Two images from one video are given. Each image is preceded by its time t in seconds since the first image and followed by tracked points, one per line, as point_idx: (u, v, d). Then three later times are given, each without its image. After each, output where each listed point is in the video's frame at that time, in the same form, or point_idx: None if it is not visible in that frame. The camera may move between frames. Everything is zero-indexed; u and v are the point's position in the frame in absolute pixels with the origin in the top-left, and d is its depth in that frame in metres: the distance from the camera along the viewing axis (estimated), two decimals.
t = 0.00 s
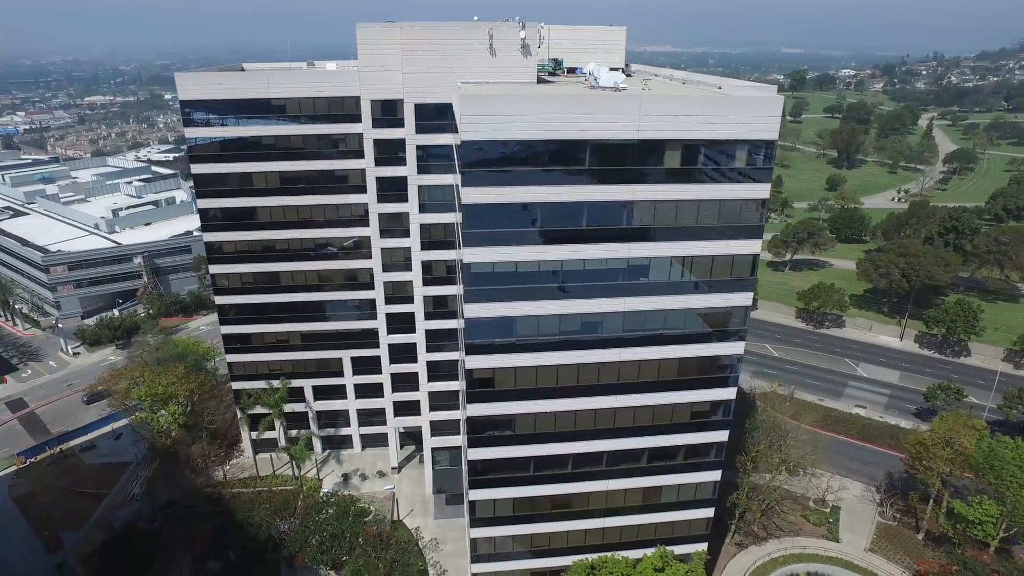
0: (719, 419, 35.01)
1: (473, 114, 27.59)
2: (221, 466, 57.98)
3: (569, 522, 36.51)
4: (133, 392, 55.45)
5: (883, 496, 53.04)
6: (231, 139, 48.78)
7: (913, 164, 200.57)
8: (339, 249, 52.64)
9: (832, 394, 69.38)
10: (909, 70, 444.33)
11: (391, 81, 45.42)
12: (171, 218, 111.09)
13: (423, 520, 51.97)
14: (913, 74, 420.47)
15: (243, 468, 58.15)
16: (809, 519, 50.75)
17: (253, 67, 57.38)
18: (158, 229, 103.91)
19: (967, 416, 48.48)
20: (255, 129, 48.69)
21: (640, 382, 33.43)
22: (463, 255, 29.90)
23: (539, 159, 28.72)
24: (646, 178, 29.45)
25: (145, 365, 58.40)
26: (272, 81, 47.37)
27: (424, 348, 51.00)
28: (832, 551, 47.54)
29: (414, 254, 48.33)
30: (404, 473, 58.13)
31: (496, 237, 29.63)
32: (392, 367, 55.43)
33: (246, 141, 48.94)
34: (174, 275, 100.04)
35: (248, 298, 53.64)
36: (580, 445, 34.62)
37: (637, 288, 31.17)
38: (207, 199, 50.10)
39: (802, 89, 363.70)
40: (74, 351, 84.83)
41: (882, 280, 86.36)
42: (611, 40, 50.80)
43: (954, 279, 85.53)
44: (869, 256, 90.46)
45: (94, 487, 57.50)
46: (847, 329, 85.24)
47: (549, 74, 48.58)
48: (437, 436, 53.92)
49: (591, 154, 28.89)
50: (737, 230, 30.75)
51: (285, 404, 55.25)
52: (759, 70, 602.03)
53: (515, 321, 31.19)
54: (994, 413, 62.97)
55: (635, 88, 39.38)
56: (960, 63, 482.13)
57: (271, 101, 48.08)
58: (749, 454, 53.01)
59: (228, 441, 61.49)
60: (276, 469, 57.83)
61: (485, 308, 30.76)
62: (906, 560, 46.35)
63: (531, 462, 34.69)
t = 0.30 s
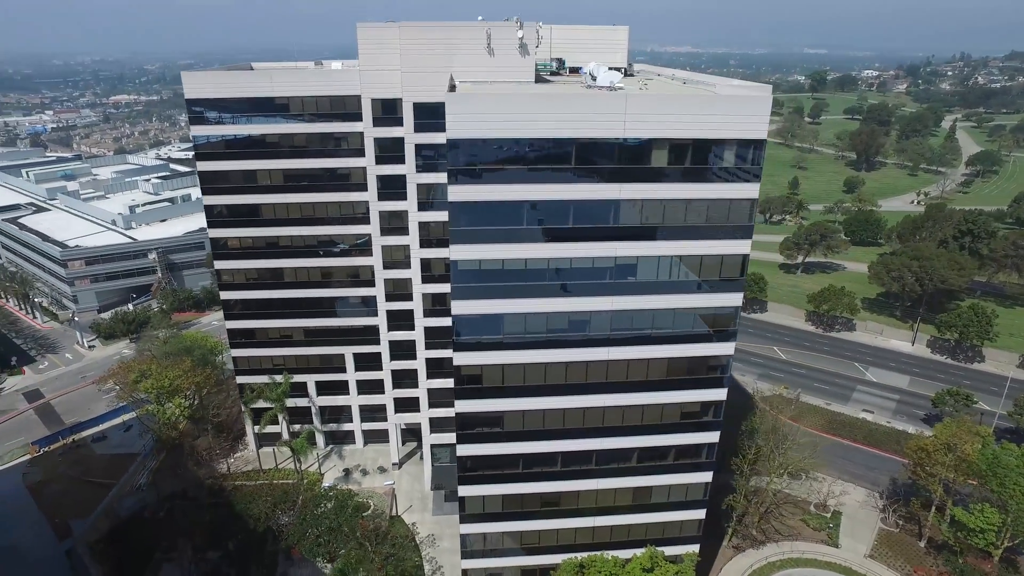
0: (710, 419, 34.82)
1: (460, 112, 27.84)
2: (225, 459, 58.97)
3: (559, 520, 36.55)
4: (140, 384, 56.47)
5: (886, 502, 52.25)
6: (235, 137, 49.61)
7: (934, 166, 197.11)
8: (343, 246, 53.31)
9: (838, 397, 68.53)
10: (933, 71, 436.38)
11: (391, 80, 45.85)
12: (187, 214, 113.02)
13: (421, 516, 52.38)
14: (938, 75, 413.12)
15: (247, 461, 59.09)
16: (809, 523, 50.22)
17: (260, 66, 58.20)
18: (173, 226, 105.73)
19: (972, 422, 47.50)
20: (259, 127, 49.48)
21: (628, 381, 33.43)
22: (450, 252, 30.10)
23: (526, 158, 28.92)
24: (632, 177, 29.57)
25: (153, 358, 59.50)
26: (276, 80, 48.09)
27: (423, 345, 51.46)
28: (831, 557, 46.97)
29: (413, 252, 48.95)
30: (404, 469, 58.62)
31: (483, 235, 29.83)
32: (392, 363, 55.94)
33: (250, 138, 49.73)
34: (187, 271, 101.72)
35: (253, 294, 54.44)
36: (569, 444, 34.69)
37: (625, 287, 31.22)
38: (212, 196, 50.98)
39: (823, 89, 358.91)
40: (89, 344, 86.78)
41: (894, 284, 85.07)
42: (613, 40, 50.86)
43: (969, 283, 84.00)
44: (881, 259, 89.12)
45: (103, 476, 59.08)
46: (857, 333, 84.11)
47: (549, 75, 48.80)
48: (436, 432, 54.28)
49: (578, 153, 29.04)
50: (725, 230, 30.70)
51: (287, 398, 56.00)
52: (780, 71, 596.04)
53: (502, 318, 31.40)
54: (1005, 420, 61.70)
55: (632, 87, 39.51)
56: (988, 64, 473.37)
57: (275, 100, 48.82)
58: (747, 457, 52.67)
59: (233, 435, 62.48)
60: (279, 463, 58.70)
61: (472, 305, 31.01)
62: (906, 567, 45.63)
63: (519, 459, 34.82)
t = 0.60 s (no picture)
0: (706, 421, 34.62)
1: (451, 111, 28.16)
2: (236, 451, 60.16)
3: (553, 518, 36.66)
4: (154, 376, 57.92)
5: (895, 511, 51.16)
6: (247, 135, 50.68)
7: (965, 170, 192.16)
8: (351, 243, 54.10)
9: (851, 404, 67.33)
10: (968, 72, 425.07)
11: (397, 80, 46.37)
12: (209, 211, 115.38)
13: (424, 512, 52.87)
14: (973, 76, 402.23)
15: (256, 454, 60.20)
16: (814, 530, 49.34)
17: (275, 66, 59.27)
18: (194, 222, 108.05)
19: (984, 431, 46.34)
20: (270, 126, 50.49)
21: (622, 381, 33.40)
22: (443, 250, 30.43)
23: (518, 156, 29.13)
24: (625, 177, 29.59)
25: (168, 351, 61.00)
26: (286, 79, 49.04)
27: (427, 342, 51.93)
28: (835, 565, 46.16)
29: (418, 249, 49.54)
30: (409, 465, 59.17)
31: (476, 233, 30.11)
32: (398, 360, 56.55)
33: (262, 136, 50.77)
34: (208, 266, 103.87)
35: (263, 289, 55.50)
36: (562, 443, 34.81)
37: (618, 287, 31.23)
38: (225, 193, 52.16)
39: (852, 91, 352.15)
40: (112, 336, 89.18)
41: (913, 290, 83.36)
42: (622, 41, 50.79)
43: (993, 290, 81.86)
44: (902, 264, 87.38)
45: (119, 465, 60.90)
46: (875, 339, 82.55)
47: (555, 75, 48.92)
48: (440, 429, 54.69)
49: (570, 152, 29.16)
50: (719, 231, 30.56)
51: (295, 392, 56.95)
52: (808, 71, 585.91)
53: (495, 316, 31.60)
54: None
55: (636, 87, 39.80)
56: None
57: (285, 99, 49.78)
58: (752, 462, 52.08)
59: (244, 428, 63.70)
60: (287, 456, 59.67)
61: (464, 303, 31.31)
62: None
63: (513, 457, 35.03)
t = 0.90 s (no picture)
0: (701, 423, 34.43)
1: (443, 109, 28.59)
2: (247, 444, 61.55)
3: (547, 516, 36.83)
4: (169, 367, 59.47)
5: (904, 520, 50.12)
6: (260, 133, 51.78)
7: (998, 174, 186.79)
8: (361, 239, 54.97)
9: (865, 410, 66.12)
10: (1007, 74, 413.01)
11: (405, 79, 46.91)
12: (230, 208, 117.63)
13: (428, 508, 53.45)
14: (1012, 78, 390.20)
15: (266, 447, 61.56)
16: (819, 536, 48.63)
17: (291, 65, 60.38)
18: (216, 218, 110.39)
19: (997, 440, 45.19)
20: (282, 124, 51.53)
21: (616, 381, 33.42)
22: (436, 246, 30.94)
23: (510, 154, 29.48)
24: (617, 175, 29.72)
25: (184, 344, 62.63)
26: (298, 78, 50.01)
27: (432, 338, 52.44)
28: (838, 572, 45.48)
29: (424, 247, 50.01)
30: (415, 461, 59.81)
31: (468, 230, 30.59)
32: (405, 356, 57.14)
33: (274, 134, 51.84)
34: (228, 262, 106.11)
35: (275, 284, 56.58)
36: (556, 441, 34.96)
37: (610, 285, 31.37)
38: (238, 189, 53.38)
39: (882, 92, 344.80)
40: (134, 328, 91.64)
41: (934, 296, 81.60)
42: (630, 40, 50.73)
43: (1018, 296, 79.68)
44: (923, 269, 85.52)
45: (136, 453, 62.72)
46: (894, 345, 80.93)
47: (563, 75, 49.13)
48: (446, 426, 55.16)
49: (563, 150, 29.40)
50: (712, 231, 30.53)
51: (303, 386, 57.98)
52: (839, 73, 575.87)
53: (489, 313, 31.98)
54: None
55: (640, 87, 39.76)
56: None
57: (298, 98, 50.77)
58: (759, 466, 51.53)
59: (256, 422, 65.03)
60: (296, 449, 60.75)
61: (458, 299, 31.76)
62: None
63: (507, 453, 35.30)
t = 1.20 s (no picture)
0: (695, 424, 34.31)
1: (437, 109, 29.22)
2: (257, 436, 62.82)
3: (541, 513, 37.00)
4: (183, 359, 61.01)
5: (912, 529, 49.10)
6: (272, 130, 52.79)
7: None
8: (370, 236, 55.80)
9: (878, 417, 64.97)
10: None
11: (412, 79, 47.24)
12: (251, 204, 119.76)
13: (431, 503, 53.92)
14: None
15: (276, 439, 62.78)
16: (823, 543, 47.95)
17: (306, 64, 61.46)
18: (237, 215, 112.53)
19: (1008, 449, 44.04)
20: (294, 122, 52.47)
21: (609, 379, 33.53)
22: (431, 243, 31.69)
23: (503, 153, 29.99)
24: (609, 174, 29.98)
25: (198, 336, 64.16)
26: (310, 77, 50.85)
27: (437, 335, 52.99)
28: None
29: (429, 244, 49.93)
30: (421, 456, 60.38)
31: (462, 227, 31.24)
32: (412, 352, 57.46)
33: (286, 132, 52.83)
34: (247, 257, 108.20)
35: (285, 280, 57.62)
36: (550, 438, 35.16)
37: (602, 284, 31.64)
38: (251, 186, 54.56)
39: (914, 93, 337.07)
40: (155, 321, 94.00)
41: (955, 302, 79.88)
42: (639, 40, 50.67)
43: None
44: (944, 274, 83.64)
45: (151, 442, 64.42)
46: (912, 351, 79.33)
47: (570, 75, 49.34)
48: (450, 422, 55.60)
49: (556, 148, 29.76)
50: (706, 231, 30.50)
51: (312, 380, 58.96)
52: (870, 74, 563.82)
53: (482, 309, 32.64)
54: None
55: (644, 87, 39.80)
56: None
57: (309, 96, 51.62)
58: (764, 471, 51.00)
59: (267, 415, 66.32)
60: (305, 442, 61.83)
61: (452, 294, 32.40)
62: None
63: (502, 449, 35.62)
